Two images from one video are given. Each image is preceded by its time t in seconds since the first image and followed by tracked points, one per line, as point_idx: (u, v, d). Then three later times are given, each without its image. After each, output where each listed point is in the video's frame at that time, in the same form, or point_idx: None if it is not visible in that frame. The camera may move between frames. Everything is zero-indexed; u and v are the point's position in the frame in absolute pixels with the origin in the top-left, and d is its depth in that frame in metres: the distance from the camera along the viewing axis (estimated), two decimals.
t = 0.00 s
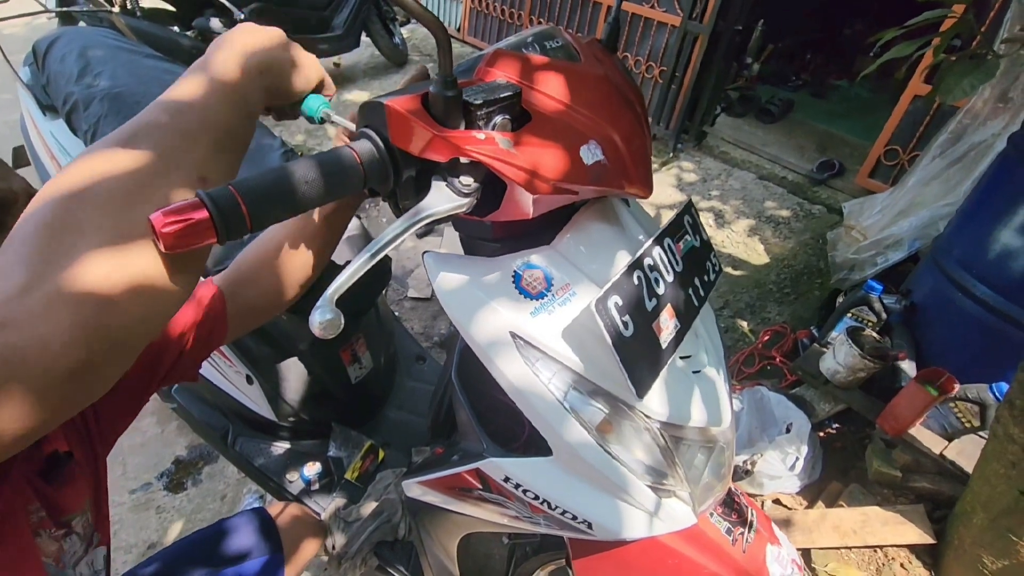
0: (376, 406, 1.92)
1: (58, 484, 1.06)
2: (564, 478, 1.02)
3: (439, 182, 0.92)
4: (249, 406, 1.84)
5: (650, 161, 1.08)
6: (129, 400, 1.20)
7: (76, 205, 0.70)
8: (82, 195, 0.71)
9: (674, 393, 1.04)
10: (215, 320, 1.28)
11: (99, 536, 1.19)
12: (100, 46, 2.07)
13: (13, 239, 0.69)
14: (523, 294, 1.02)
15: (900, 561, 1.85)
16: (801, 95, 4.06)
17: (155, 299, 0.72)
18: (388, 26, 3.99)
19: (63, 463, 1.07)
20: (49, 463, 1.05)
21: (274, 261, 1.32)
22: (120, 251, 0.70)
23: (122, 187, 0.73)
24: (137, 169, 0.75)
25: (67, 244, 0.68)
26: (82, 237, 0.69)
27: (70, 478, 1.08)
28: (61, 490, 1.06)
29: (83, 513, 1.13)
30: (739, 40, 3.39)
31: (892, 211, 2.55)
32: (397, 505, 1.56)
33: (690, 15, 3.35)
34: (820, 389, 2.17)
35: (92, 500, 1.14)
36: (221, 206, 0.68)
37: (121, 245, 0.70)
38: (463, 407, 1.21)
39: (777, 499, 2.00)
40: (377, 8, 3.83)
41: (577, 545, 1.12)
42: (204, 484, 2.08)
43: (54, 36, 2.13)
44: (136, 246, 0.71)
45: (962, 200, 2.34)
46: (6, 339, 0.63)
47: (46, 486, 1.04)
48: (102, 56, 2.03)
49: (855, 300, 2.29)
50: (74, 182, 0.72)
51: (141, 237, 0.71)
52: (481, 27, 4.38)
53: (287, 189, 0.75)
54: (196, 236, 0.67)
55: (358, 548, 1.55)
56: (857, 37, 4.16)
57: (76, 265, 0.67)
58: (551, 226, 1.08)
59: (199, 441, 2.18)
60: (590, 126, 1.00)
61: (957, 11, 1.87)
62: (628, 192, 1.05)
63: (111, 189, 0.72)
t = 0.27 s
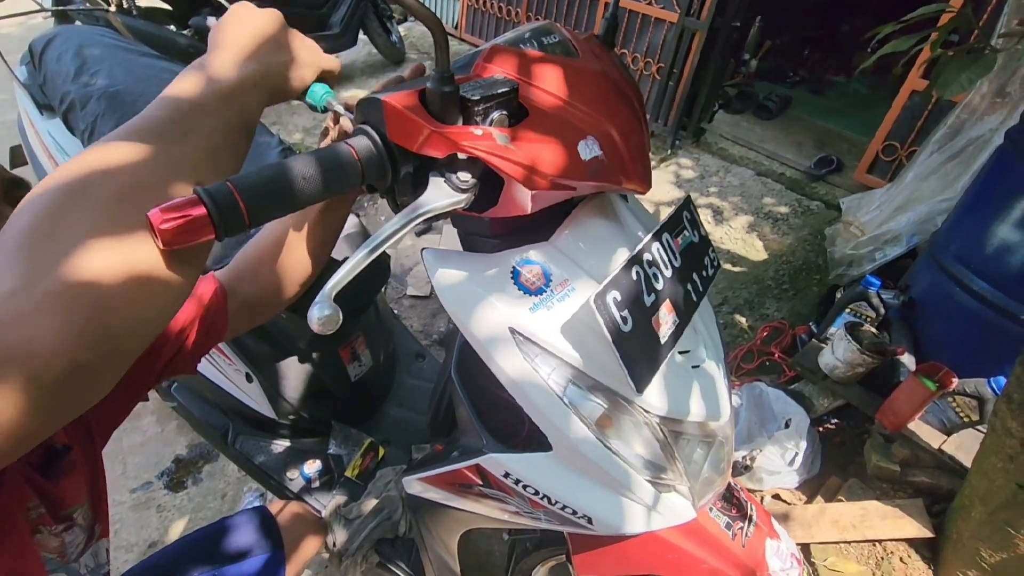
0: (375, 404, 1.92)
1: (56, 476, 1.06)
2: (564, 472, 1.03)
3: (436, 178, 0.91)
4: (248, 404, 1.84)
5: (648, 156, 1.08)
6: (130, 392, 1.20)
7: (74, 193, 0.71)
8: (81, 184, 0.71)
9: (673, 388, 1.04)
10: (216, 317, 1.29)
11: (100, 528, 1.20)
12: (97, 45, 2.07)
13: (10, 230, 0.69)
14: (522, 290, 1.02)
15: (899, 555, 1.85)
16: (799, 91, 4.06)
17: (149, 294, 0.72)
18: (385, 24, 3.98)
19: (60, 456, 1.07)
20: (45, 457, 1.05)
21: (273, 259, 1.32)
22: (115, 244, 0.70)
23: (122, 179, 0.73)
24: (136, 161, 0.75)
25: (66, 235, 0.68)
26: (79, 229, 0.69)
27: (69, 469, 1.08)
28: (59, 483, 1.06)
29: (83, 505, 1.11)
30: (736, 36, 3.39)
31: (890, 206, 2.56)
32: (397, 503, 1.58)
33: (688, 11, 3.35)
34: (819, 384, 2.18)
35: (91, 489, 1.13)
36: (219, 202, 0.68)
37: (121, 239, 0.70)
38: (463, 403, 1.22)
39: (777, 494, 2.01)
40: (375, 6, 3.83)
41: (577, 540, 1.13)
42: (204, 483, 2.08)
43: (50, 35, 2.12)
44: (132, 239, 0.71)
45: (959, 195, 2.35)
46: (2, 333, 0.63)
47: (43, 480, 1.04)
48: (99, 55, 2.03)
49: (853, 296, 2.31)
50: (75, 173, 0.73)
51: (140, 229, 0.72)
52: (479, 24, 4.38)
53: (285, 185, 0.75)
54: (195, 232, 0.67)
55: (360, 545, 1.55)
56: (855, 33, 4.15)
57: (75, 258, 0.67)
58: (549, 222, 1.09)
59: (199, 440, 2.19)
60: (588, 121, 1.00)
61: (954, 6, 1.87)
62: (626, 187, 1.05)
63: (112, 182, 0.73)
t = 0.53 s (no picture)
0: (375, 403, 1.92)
1: (52, 476, 1.06)
2: (562, 470, 1.03)
3: (432, 178, 0.92)
4: (248, 404, 1.85)
5: (645, 154, 1.08)
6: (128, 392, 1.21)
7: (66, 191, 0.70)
8: (75, 183, 0.71)
9: (671, 386, 1.04)
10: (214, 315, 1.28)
11: (99, 526, 1.20)
12: (93, 46, 2.07)
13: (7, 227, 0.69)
14: (519, 289, 1.02)
15: (898, 550, 1.85)
16: (797, 88, 4.05)
17: (150, 291, 0.71)
18: (383, 23, 3.98)
19: (58, 456, 1.07)
20: (43, 457, 1.06)
21: (272, 260, 1.32)
22: (112, 239, 0.69)
23: (118, 176, 0.73)
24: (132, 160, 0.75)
25: (61, 229, 0.68)
26: (75, 225, 0.69)
27: (66, 468, 1.08)
28: (56, 483, 1.06)
29: (80, 505, 1.11)
30: (734, 32, 3.39)
31: (888, 202, 2.56)
32: (397, 501, 1.57)
33: (686, 7, 3.35)
34: (817, 381, 2.18)
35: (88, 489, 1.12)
36: (214, 203, 0.68)
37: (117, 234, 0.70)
38: (461, 401, 1.22)
39: (776, 490, 2.01)
40: (372, 5, 3.83)
41: (576, 538, 1.13)
42: (204, 483, 2.08)
43: (46, 35, 2.12)
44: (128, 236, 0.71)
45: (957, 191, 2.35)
46: None
47: (40, 479, 1.04)
48: (95, 55, 2.03)
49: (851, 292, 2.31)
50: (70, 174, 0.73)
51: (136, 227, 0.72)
52: (476, 22, 4.37)
53: (281, 185, 0.75)
54: (190, 233, 0.67)
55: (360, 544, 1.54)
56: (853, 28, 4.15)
57: (71, 252, 0.67)
58: (545, 222, 1.09)
59: (199, 440, 2.19)
60: (584, 120, 1.00)
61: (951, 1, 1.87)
62: (623, 185, 1.05)
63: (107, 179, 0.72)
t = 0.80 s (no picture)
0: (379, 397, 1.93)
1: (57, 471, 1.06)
2: (565, 460, 1.04)
3: (436, 169, 0.92)
4: (251, 398, 1.86)
5: (646, 147, 1.09)
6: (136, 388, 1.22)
7: (69, 178, 0.70)
8: (78, 168, 0.71)
9: (673, 376, 1.05)
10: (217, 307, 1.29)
11: (104, 520, 1.20)
12: (94, 42, 2.08)
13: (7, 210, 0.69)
14: (523, 280, 1.03)
15: (900, 541, 1.87)
16: (798, 82, 4.05)
17: (154, 279, 0.72)
18: (383, 19, 3.98)
19: (61, 452, 1.06)
20: (46, 453, 1.05)
21: (275, 253, 1.33)
22: (118, 227, 0.70)
23: (120, 163, 0.73)
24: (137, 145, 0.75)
25: (62, 214, 0.68)
26: (76, 210, 0.69)
27: (71, 464, 1.07)
28: (61, 478, 1.06)
29: (84, 500, 1.12)
30: (735, 26, 3.39)
31: (889, 195, 2.56)
32: (401, 495, 1.59)
33: (686, 2, 3.34)
34: (820, 374, 2.18)
35: (93, 485, 1.13)
36: (220, 195, 0.69)
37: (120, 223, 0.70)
38: (465, 393, 1.23)
39: (778, 483, 2.02)
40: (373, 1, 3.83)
41: (580, 529, 1.13)
42: (209, 478, 2.10)
43: (48, 32, 2.13)
44: (134, 223, 0.71)
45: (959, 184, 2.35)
46: None
47: (44, 474, 1.04)
48: (97, 52, 2.04)
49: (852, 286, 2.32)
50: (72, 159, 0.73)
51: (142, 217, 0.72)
52: (477, 18, 4.37)
53: (286, 178, 0.76)
54: (196, 224, 0.68)
55: (367, 536, 1.56)
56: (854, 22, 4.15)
57: (77, 240, 0.67)
58: (548, 214, 1.10)
59: (203, 435, 2.20)
60: (586, 112, 1.01)
61: None
62: (625, 177, 1.05)
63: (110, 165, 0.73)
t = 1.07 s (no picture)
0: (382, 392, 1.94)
1: (60, 464, 1.07)
2: (567, 452, 1.05)
3: (437, 161, 0.92)
4: (254, 394, 1.86)
5: (647, 138, 1.09)
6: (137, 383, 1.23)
7: (70, 171, 0.70)
8: (78, 161, 0.71)
9: (675, 367, 1.05)
10: (220, 303, 1.29)
11: (109, 514, 1.21)
12: (95, 39, 2.08)
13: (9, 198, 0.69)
14: (524, 272, 1.03)
15: (902, 535, 1.86)
16: (800, 76, 4.04)
17: (156, 272, 0.72)
18: (383, 16, 3.98)
19: (65, 445, 1.08)
20: (50, 446, 1.06)
21: (278, 250, 1.34)
22: (122, 219, 0.70)
23: (123, 156, 0.73)
24: (139, 139, 0.75)
25: (67, 205, 0.68)
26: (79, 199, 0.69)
27: (74, 456, 1.08)
28: (64, 471, 1.07)
29: (89, 493, 1.13)
30: (736, 20, 3.38)
31: (891, 189, 2.56)
32: (404, 489, 1.58)
33: None
34: (821, 368, 2.18)
35: (96, 479, 1.15)
36: (223, 186, 0.69)
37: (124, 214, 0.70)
38: (467, 386, 1.24)
39: (780, 477, 2.02)
40: None
41: (583, 521, 1.14)
42: (213, 474, 2.10)
43: (49, 30, 2.14)
44: (136, 217, 0.71)
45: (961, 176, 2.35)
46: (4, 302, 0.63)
47: (47, 467, 1.05)
48: (98, 49, 2.04)
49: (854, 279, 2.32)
50: (72, 151, 0.72)
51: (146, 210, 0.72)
52: (477, 14, 4.37)
53: (289, 169, 0.76)
54: (200, 216, 0.68)
55: (370, 530, 1.55)
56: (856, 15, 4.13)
57: (81, 231, 0.67)
58: (549, 206, 1.10)
59: (207, 432, 2.21)
60: (587, 103, 1.01)
61: None
62: (627, 169, 1.06)
63: (111, 158, 0.72)
